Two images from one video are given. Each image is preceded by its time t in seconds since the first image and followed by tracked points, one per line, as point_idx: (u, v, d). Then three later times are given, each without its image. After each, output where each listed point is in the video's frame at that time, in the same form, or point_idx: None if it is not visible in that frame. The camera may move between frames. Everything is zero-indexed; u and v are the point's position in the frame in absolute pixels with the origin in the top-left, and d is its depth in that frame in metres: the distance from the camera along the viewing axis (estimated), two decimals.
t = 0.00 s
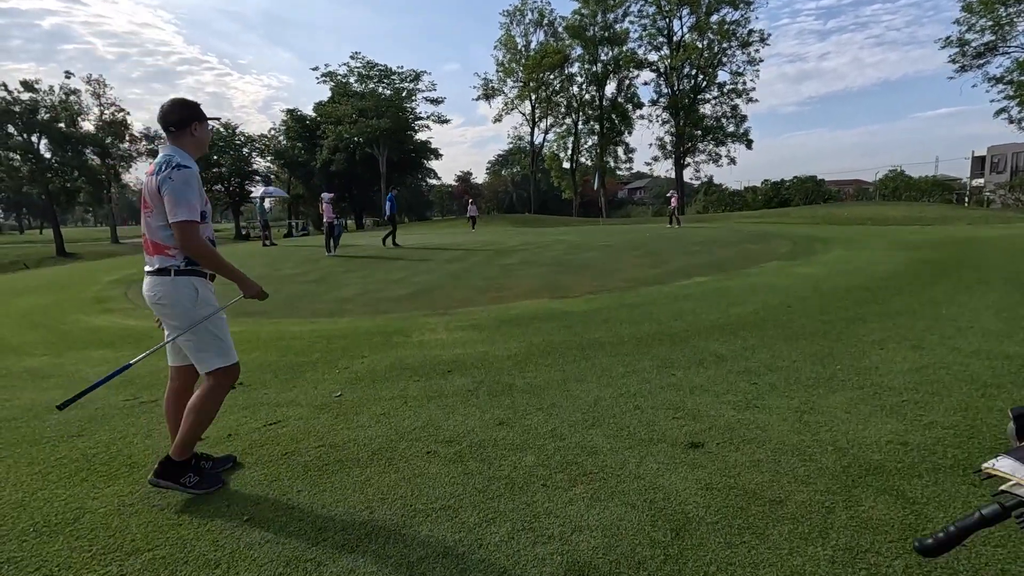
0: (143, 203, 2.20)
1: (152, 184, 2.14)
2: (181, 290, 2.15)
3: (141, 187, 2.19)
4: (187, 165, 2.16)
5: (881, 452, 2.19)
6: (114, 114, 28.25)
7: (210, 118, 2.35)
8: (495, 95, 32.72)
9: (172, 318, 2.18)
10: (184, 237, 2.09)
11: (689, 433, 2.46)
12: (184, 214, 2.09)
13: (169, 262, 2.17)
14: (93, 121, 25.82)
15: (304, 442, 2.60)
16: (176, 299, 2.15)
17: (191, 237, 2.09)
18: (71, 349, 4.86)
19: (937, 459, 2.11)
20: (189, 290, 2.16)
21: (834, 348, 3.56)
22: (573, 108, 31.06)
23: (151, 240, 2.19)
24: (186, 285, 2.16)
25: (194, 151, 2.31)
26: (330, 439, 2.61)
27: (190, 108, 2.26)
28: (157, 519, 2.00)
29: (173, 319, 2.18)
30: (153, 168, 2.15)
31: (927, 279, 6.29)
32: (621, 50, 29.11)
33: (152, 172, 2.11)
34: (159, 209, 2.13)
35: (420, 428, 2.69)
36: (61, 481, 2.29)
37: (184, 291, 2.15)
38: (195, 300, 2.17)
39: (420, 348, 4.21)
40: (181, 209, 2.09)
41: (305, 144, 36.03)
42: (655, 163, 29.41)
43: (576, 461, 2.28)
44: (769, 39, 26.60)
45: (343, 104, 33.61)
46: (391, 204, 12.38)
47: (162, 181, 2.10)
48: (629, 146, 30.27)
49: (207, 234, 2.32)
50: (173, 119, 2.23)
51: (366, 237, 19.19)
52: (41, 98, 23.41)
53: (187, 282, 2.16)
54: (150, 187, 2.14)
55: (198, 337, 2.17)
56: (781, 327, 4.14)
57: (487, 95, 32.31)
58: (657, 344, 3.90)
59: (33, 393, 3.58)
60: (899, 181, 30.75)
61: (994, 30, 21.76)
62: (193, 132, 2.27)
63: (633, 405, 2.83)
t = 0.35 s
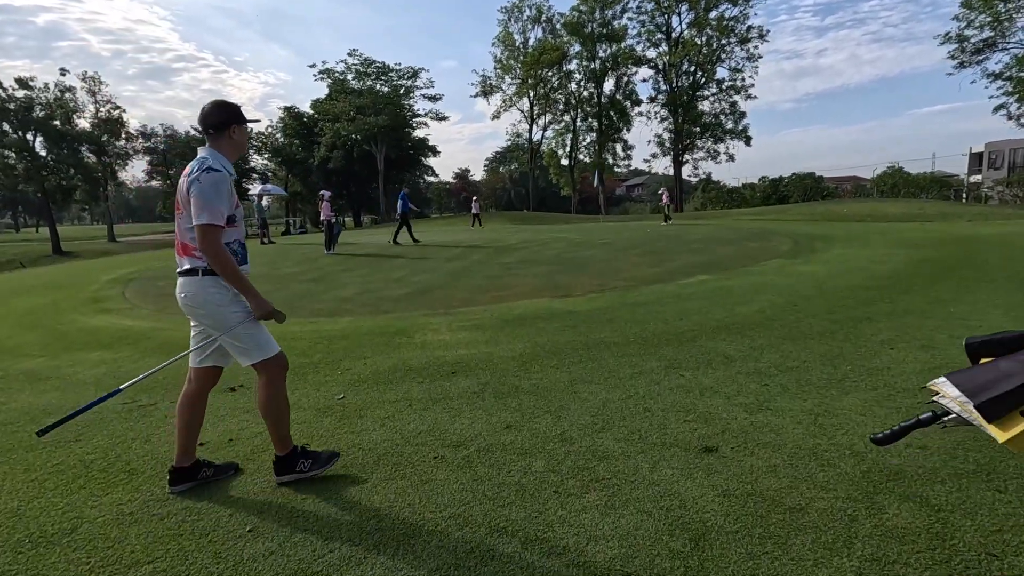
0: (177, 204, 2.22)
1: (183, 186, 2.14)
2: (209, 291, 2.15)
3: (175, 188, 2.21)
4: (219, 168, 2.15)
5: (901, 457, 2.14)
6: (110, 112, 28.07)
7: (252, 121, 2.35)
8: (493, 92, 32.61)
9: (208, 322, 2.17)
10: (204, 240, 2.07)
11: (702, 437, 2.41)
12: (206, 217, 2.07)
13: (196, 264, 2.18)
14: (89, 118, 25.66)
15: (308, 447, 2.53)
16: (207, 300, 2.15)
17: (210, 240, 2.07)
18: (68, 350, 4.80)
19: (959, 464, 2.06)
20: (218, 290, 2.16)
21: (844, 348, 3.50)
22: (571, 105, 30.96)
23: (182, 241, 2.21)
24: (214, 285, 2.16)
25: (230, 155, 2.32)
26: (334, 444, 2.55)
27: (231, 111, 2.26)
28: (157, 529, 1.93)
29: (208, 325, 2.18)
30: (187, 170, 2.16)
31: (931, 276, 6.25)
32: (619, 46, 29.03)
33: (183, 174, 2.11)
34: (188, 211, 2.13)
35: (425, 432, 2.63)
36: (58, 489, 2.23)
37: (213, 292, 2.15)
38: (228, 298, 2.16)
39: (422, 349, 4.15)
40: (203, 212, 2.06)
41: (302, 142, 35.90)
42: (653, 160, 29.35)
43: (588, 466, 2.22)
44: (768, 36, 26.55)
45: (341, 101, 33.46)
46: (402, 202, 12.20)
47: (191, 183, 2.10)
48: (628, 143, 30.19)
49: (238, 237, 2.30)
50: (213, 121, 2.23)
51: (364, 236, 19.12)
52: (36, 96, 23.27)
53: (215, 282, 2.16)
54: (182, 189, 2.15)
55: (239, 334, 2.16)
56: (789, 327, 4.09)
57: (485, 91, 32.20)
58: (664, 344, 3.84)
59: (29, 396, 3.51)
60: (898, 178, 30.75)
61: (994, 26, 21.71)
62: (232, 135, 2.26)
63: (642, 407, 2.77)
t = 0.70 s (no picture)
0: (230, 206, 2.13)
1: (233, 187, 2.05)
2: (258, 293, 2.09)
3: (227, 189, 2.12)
4: (266, 164, 2.03)
5: (927, 468, 2.04)
6: (104, 114, 27.91)
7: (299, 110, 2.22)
8: (490, 94, 32.54)
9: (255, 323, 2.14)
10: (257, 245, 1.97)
11: (716, 447, 2.31)
12: (260, 220, 1.96)
13: (253, 268, 2.10)
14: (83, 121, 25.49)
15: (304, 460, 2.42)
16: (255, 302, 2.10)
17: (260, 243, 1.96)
18: (58, 357, 4.67)
19: (987, 476, 1.97)
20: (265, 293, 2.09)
21: (856, 352, 3.42)
22: (567, 106, 30.91)
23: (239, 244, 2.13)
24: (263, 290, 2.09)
25: (280, 148, 2.20)
26: (332, 457, 2.44)
27: (277, 101, 2.13)
28: (145, 552, 1.82)
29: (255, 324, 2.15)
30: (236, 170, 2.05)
31: (935, 277, 6.19)
32: (616, 48, 29.00)
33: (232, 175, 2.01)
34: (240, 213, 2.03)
35: (427, 443, 2.52)
36: (41, 507, 2.11)
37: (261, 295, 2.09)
38: (275, 305, 2.09)
39: (423, 353, 4.05)
40: (254, 214, 1.96)
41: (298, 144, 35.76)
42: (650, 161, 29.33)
43: (599, 480, 2.13)
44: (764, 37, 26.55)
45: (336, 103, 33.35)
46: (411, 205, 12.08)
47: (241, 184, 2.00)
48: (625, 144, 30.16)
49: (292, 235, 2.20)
50: (259, 114, 2.12)
51: (360, 238, 19.01)
52: (29, 98, 23.09)
53: (269, 286, 2.08)
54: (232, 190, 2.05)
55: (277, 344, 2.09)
56: (798, 330, 4.00)
57: (481, 93, 32.13)
58: (670, 349, 3.74)
59: (15, 405, 3.39)
60: (893, 178, 30.82)
61: (989, 26, 21.75)
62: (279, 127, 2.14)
63: (652, 416, 2.67)
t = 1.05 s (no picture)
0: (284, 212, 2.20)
1: (291, 194, 2.12)
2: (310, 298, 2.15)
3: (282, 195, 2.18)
4: (326, 174, 2.10)
5: (940, 484, 1.97)
6: (96, 118, 27.71)
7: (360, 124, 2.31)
8: (485, 97, 32.50)
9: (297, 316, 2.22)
10: (314, 253, 2.04)
11: (720, 462, 2.23)
12: (315, 229, 2.03)
13: (300, 277, 2.17)
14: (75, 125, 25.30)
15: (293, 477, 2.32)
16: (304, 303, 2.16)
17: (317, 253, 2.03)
18: (43, 367, 4.55)
19: (1004, 493, 1.89)
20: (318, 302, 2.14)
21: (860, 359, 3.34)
22: (563, 109, 30.89)
23: (290, 249, 2.19)
24: (315, 298, 2.14)
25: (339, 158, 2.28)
26: (322, 473, 2.35)
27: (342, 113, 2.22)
28: None
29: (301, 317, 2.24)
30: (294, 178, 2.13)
31: (935, 280, 6.14)
32: (610, 51, 29.01)
33: (291, 181, 2.08)
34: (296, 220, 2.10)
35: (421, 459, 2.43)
36: (13, 532, 2.00)
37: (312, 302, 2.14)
38: (319, 317, 2.14)
39: (417, 362, 3.95)
40: (312, 223, 2.03)
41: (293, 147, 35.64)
42: (645, 164, 29.32)
43: (600, 498, 2.04)
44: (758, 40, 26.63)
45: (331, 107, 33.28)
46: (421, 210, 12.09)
47: (299, 192, 2.06)
48: (620, 147, 30.16)
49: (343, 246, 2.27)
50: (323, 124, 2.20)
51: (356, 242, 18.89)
52: (20, 103, 22.91)
53: (317, 296, 2.14)
54: (290, 197, 2.13)
55: (308, 352, 2.15)
56: (800, 336, 3.92)
57: (476, 96, 32.09)
58: (670, 356, 3.66)
59: None
60: (887, 181, 30.92)
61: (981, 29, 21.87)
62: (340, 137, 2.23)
63: (653, 428, 2.59)
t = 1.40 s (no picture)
0: (339, 205, 2.19)
1: (351, 187, 2.12)
2: (374, 301, 2.13)
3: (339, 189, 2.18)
4: (382, 165, 2.13)
5: (952, 513, 1.81)
6: (76, 119, 27.17)
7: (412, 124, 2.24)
8: (473, 99, 32.32)
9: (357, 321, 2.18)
10: (379, 241, 2.02)
11: (714, 488, 2.07)
12: (379, 215, 2.03)
13: (359, 272, 2.14)
14: (54, 126, 24.77)
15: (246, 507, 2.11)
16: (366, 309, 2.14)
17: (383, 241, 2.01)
18: None
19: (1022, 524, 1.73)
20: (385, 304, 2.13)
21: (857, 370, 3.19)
22: (551, 111, 30.77)
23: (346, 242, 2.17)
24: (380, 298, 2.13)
25: (392, 156, 2.29)
26: (279, 502, 2.14)
27: (395, 112, 2.23)
28: None
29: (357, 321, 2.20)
30: (350, 171, 2.14)
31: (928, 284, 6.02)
32: (598, 53, 28.96)
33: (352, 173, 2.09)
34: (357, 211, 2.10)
35: (388, 485, 2.23)
36: None
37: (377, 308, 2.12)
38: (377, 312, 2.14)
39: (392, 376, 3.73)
40: (381, 211, 2.03)
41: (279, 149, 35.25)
42: (634, 166, 29.28)
43: (582, 531, 1.86)
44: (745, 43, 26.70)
45: (317, 108, 32.95)
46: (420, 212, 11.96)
47: (361, 183, 2.07)
48: (608, 149, 30.11)
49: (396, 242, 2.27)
50: (377, 122, 2.21)
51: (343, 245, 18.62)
52: None
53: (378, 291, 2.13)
54: (349, 189, 2.13)
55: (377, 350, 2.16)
56: (795, 344, 3.75)
57: (464, 98, 31.91)
58: (659, 367, 3.48)
59: None
60: (874, 183, 31.10)
61: (964, 33, 22.03)
62: (393, 135, 2.23)
63: (642, 448, 2.41)
